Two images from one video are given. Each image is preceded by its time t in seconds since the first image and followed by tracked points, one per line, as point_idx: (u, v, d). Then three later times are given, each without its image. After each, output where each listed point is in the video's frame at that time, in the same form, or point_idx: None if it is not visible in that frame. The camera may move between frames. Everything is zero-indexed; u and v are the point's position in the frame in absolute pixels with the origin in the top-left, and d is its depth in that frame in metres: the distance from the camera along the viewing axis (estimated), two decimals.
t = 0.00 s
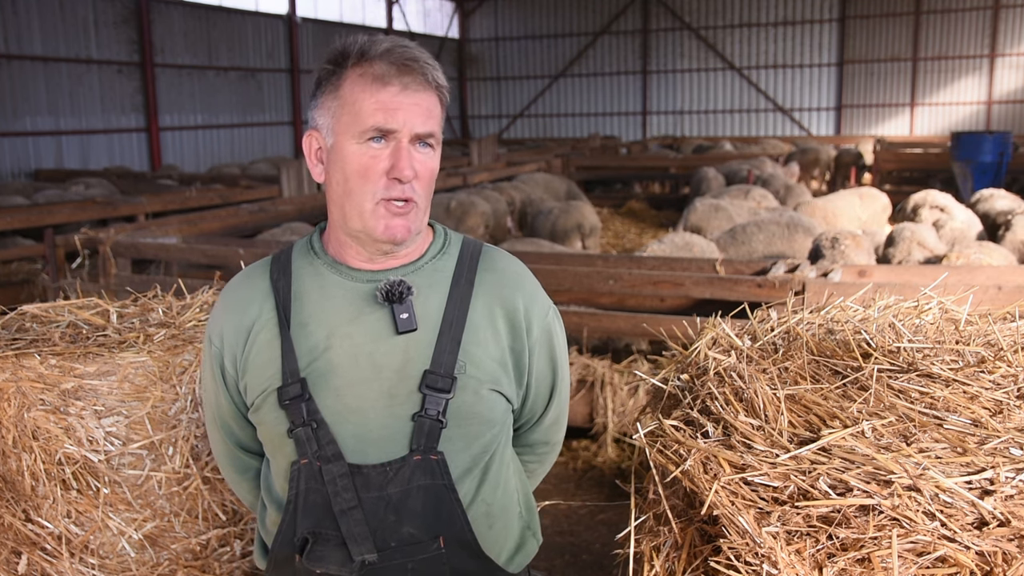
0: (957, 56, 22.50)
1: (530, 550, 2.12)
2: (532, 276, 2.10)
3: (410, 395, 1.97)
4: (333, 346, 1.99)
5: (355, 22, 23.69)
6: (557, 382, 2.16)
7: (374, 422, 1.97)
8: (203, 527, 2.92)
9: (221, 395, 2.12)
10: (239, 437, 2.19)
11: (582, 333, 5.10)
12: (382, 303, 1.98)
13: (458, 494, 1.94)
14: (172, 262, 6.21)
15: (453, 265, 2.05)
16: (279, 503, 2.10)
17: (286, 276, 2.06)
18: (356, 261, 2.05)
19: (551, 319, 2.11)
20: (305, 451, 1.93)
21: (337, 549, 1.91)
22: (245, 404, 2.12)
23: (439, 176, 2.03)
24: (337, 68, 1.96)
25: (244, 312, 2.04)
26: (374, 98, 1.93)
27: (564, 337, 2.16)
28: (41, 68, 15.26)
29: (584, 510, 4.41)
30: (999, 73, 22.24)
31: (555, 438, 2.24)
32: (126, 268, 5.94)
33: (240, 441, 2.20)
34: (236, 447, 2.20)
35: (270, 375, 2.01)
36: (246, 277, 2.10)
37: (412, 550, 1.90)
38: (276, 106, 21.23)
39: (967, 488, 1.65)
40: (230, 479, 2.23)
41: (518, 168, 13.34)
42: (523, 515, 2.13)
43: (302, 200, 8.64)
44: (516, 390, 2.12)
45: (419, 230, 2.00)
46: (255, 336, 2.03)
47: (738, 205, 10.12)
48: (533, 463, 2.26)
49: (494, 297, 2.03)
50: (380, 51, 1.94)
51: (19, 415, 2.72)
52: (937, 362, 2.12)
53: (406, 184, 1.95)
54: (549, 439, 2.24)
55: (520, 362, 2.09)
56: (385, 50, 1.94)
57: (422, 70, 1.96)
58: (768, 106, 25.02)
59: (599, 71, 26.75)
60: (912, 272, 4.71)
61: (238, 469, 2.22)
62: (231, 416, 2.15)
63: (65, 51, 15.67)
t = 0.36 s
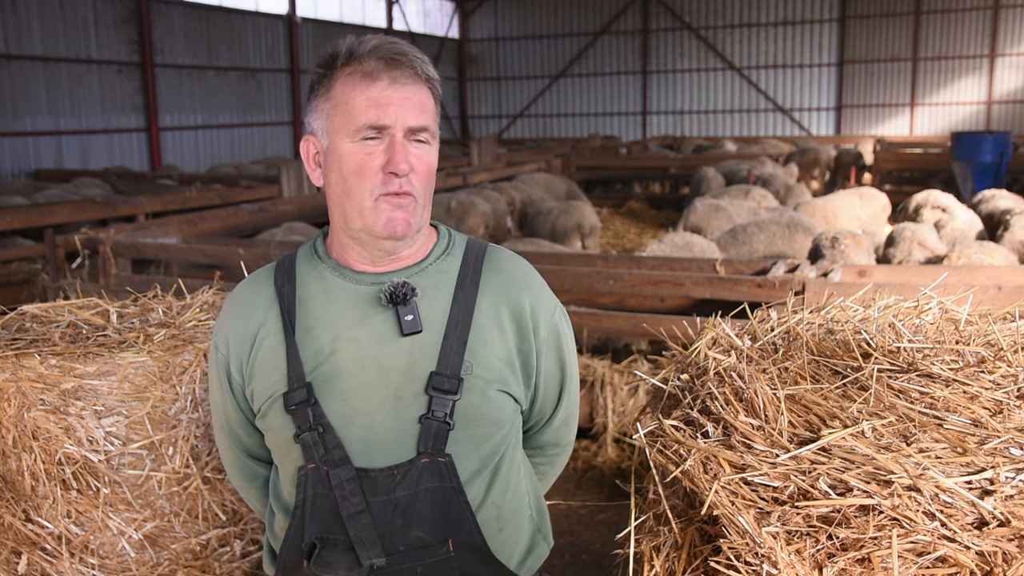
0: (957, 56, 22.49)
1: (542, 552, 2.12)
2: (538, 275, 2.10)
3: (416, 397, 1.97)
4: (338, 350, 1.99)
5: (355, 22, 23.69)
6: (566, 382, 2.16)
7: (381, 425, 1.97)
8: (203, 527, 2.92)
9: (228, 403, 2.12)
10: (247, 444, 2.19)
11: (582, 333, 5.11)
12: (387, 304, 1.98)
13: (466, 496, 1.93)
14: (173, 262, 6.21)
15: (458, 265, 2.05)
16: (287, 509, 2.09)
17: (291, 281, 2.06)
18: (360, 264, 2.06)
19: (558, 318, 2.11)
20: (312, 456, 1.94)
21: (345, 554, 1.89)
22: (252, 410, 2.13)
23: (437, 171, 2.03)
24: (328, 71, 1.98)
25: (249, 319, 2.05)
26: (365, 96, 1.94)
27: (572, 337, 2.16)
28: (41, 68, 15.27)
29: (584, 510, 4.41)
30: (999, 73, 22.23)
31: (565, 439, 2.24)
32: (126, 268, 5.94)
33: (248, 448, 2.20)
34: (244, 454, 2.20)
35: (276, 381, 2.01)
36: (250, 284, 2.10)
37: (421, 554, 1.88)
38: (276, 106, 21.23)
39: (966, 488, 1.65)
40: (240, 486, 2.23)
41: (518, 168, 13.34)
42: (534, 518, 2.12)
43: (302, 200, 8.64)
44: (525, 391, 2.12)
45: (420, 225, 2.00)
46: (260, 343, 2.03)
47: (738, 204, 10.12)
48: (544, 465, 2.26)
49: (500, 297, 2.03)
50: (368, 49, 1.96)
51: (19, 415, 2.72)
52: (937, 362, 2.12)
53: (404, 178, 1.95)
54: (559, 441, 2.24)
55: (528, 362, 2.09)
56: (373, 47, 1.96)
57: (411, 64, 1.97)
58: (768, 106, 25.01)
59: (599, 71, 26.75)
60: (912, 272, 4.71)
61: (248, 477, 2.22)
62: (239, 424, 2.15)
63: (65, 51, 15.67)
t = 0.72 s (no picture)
0: (957, 56, 22.49)
1: (524, 560, 2.12)
2: (531, 281, 2.10)
3: (402, 398, 1.97)
4: (326, 348, 1.99)
5: (355, 22, 23.69)
6: (555, 389, 2.15)
7: (366, 425, 1.97)
8: (203, 527, 2.90)
9: (215, 399, 2.12)
10: (232, 441, 2.19)
11: (583, 333, 5.11)
12: (377, 304, 1.98)
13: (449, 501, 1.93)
14: (173, 263, 6.21)
15: (450, 268, 2.05)
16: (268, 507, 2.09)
17: (282, 279, 2.07)
18: (352, 263, 2.07)
19: (549, 324, 2.11)
20: (295, 453, 1.93)
21: (323, 553, 1.89)
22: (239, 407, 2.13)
23: (424, 165, 2.03)
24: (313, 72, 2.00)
25: (238, 314, 2.05)
26: (347, 92, 1.96)
27: (563, 345, 2.16)
28: (41, 68, 15.27)
29: (584, 510, 4.42)
30: (999, 73, 22.23)
31: (553, 448, 2.23)
32: (126, 268, 5.95)
33: (234, 445, 2.20)
34: (230, 451, 2.20)
35: (263, 377, 2.01)
36: (241, 280, 2.11)
37: (400, 556, 1.87)
38: (276, 106, 21.24)
39: (967, 488, 1.65)
40: (225, 484, 2.23)
41: (518, 168, 13.35)
42: (518, 526, 2.13)
43: (302, 201, 8.64)
44: (513, 397, 2.11)
45: (407, 220, 2.00)
46: (249, 339, 2.03)
47: (738, 204, 10.12)
48: (531, 474, 2.25)
49: (490, 301, 2.03)
50: (349, 47, 1.97)
51: (19, 415, 2.73)
52: (937, 362, 2.12)
53: (389, 171, 1.95)
54: (547, 449, 2.23)
55: (517, 368, 2.08)
56: (353, 44, 1.97)
57: (390, 57, 1.98)
58: (768, 106, 25.01)
59: (599, 71, 26.75)
60: (912, 272, 4.71)
61: (232, 474, 2.22)
62: (225, 420, 2.15)
63: (65, 51, 15.67)
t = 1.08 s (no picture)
0: (957, 56, 22.48)
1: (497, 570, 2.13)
2: (518, 291, 2.10)
3: (382, 402, 1.96)
4: (308, 347, 1.99)
5: (355, 22, 23.69)
6: (537, 400, 2.16)
7: (344, 427, 1.96)
8: (203, 527, 2.89)
9: (196, 392, 2.12)
10: (212, 435, 2.19)
11: (583, 333, 5.11)
12: (361, 306, 1.98)
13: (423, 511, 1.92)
14: (172, 262, 6.21)
15: (437, 273, 2.06)
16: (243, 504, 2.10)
17: (268, 276, 2.07)
18: (338, 263, 2.07)
19: (534, 335, 2.11)
20: (270, 452, 1.93)
21: (293, 553, 1.87)
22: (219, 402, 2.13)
23: (419, 170, 2.03)
24: (312, 69, 2.01)
25: (223, 309, 2.06)
26: (347, 92, 1.96)
27: (548, 358, 2.16)
28: (41, 68, 15.27)
29: (585, 510, 4.41)
30: (999, 73, 22.22)
31: (532, 458, 2.24)
32: (126, 268, 5.96)
33: (214, 440, 2.20)
34: (208, 445, 2.20)
35: (243, 372, 2.01)
36: (227, 275, 2.11)
37: (370, 561, 1.86)
38: (276, 106, 21.24)
39: (967, 488, 1.65)
40: (203, 477, 2.23)
41: (518, 168, 13.36)
42: (493, 536, 2.13)
43: (302, 201, 8.64)
44: (494, 407, 2.12)
45: (398, 222, 2.00)
46: (232, 333, 2.03)
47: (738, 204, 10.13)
48: (508, 484, 2.26)
49: (475, 309, 2.03)
50: (351, 47, 1.98)
51: (19, 415, 2.74)
52: (937, 362, 2.12)
53: (382, 174, 1.96)
54: (527, 460, 2.23)
55: (499, 377, 2.09)
56: (356, 46, 1.98)
57: (393, 62, 1.99)
58: (768, 106, 25.01)
59: (599, 71, 26.75)
60: (912, 272, 4.71)
61: (210, 468, 2.22)
62: (205, 414, 2.15)
63: (65, 51, 15.67)
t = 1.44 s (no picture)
0: (957, 56, 22.47)
1: (495, 569, 2.14)
2: (515, 292, 2.11)
3: (381, 403, 1.97)
4: (305, 349, 1.99)
5: (355, 22, 23.69)
6: (534, 400, 2.16)
7: (342, 428, 1.97)
8: (203, 527, 2.89)
9: (192, 392, 2.12)
10: (208, 436, 2.19)
11: (583, 333, 5.11)
12: (360, 308, 1.98)
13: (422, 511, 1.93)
14: (172, 262, 6.21)
15: (435, 274, 2.06)
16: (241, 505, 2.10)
17: (265, 276, 2.07)
18: (334, 265, 2.07)
19: (531, 337, 2.12)
20: (269, 453, 1.93)
21: (293, 555, 1.88)
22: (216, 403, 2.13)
23: (409, 170, 2.02)
24: (302, 73, 2.02)
25: (219, 310, 2.05)
26: (334, 94, 1.96)
27: (543, 359, 2.17)
28: (40, 68, 15.27)
29: (585, 510, 4.41)
30: (999, 73, 22.21)
31: (528, 459, 2.24)
32: (126, 268, 5.96)
33: (210, 441, 2.21)
34: (204, 446, 2.20)
35: (241, 374, 2.01)
36: (223, 275, 2.11)
37: (369, 562, 1.86)
38: (276, 106, 21.25)
39: (967, 488, 1.65)
40: (198, 478, 2.23)
41: (518, 168, 13.36)
42: (490, 536, 2.14)
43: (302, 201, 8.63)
44: (490, 408, 2.12)
45: (389, 224, 1.99)
46: (229, 334, 2.03)
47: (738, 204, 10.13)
48: (505, 484, 2.26)
49: (473, 310, 2.03)
50: (339, 49, 1.98)
51: (19, 415, 2.74)
52: (937, 362, 2.12)
53: (370, 176, 1.95)
54: (523, 461, 2.24)
55: (496, 378, 2.09)
56: (344, 48, 1.99)
57: (379, 62, 1.98)
58: (768, 106, 25.02)
59: (599, 71, 26.75)
60: (912, 272, 4.70)
61: (205, 468, 2.22)
62: (201, 415, 2.15)
63: (65, 51, 15.67)
